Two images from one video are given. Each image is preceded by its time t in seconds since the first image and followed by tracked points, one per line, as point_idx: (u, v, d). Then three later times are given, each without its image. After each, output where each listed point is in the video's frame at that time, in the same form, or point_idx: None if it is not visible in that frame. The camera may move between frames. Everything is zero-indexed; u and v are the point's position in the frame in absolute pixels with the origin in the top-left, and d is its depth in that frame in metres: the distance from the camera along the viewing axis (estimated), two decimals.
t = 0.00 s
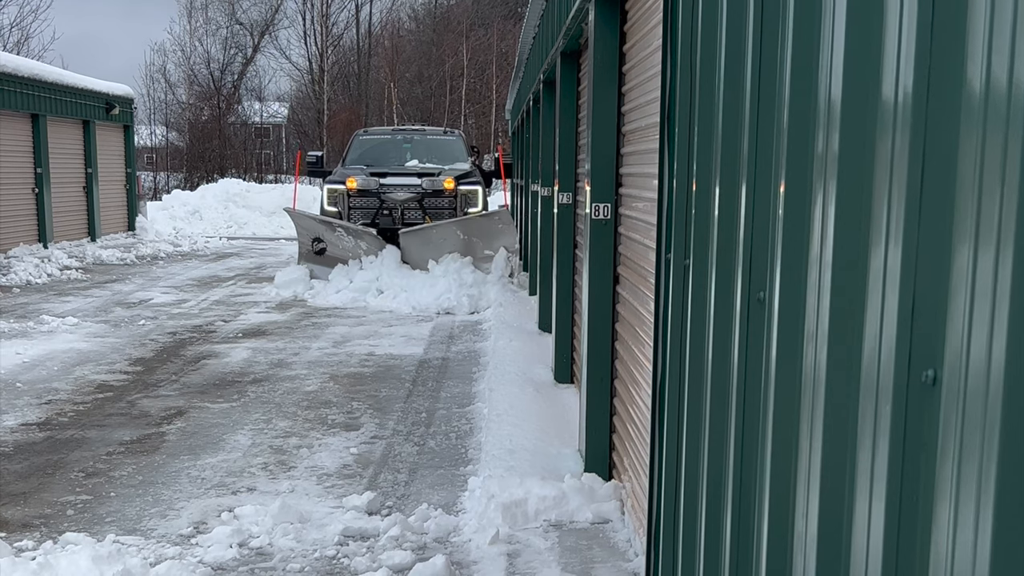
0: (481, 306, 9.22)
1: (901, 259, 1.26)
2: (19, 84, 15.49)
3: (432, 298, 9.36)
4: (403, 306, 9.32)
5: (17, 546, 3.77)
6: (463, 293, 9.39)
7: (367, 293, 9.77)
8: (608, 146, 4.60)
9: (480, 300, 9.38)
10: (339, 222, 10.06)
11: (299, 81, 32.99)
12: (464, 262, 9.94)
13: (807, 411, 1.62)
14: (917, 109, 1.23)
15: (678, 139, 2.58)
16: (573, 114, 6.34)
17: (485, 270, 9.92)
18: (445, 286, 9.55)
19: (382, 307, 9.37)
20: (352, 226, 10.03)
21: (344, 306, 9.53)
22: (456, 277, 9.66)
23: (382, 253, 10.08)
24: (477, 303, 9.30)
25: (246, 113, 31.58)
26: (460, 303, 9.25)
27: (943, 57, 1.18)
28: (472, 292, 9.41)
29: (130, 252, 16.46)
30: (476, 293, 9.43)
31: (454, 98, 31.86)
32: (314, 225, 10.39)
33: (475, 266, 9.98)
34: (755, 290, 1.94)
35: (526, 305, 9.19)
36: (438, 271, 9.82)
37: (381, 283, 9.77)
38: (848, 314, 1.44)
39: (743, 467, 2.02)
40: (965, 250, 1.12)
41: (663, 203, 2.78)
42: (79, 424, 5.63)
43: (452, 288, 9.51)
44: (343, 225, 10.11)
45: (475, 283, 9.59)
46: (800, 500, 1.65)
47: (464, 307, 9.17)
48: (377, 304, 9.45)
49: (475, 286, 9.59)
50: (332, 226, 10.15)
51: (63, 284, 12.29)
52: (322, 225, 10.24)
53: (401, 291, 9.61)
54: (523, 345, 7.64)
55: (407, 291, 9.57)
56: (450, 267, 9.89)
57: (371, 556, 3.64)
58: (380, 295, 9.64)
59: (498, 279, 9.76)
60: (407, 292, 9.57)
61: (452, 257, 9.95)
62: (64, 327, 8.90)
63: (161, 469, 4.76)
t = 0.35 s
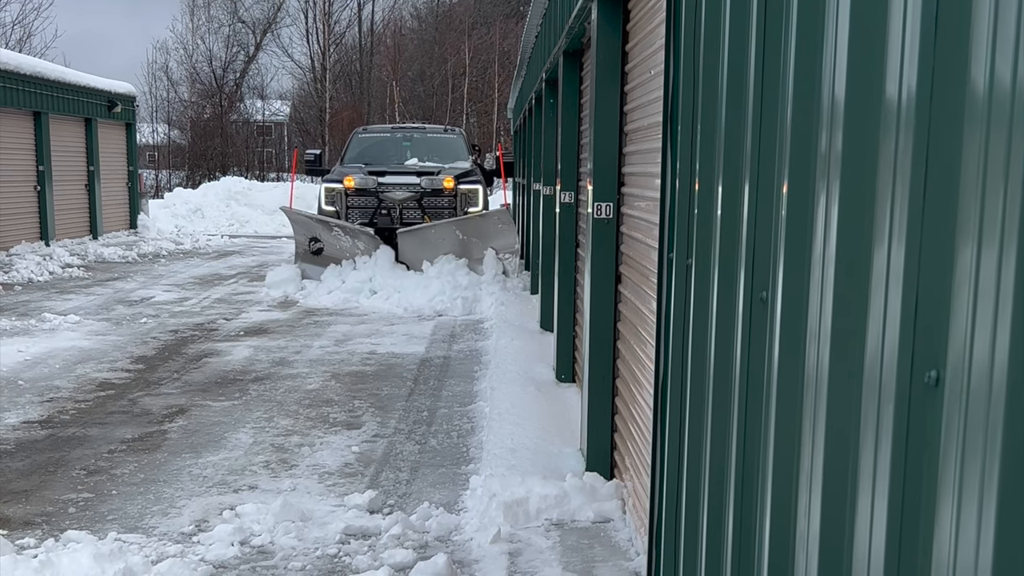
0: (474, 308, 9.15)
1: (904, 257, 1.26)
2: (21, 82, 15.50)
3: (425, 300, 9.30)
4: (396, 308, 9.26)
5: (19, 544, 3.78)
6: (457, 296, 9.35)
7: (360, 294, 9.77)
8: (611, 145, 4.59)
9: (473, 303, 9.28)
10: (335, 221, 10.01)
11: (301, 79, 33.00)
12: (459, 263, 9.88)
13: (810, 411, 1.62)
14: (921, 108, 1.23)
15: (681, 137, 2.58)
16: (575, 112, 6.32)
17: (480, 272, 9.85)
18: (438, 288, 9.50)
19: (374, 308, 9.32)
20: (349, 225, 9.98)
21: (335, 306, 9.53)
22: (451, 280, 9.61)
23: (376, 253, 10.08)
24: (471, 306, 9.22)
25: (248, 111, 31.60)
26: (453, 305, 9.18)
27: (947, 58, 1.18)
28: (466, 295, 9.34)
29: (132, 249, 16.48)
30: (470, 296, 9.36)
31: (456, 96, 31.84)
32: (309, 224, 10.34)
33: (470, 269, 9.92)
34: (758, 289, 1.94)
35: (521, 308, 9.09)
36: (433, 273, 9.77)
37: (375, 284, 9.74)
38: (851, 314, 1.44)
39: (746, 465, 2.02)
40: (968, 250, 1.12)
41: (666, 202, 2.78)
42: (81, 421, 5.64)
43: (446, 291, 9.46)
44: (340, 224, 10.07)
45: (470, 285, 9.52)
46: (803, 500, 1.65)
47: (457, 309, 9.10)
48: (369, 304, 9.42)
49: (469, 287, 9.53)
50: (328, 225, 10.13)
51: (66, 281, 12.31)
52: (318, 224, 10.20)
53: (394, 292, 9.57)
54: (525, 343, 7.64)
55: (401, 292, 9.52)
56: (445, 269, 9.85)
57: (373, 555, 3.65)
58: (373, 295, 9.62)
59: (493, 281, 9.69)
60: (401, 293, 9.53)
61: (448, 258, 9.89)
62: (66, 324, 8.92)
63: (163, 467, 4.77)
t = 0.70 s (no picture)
0: (468, 310, 9.06)
1: (906, 257, 1.26)
2: (23, 81, 15.51)
3: (419, 302, 9.22)
4: (390, 309, 9.16)
5: (20, 543, 3.78)
6: (452, 299, 9.21)
7: (353, 295, 9.72)
8: (613, 146, 4.58)
9: (468, 306, 9.18)
10: (335, 222, 9.89)
11: (303, 78, 33.01)
12: (453, 265, 9.81)
13: (812, 410, 1.62)
14: (923, 108, 1.23)
15: (683, 137, 2.58)
16: (577, 113, 6.31)
17: (475, 274, 9.78)
18: (433, 290, 9.42)
19: (366, 310, 9.24)
20: (349, 226, 9.86)
21: (327, 308, 9.50)
22: (445, 281, 9.52)
23: (370, 254, 9.99)
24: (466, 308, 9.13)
25: (250, 111, 31.61)
26: (447, 307, 9.09)
27: (949, 59, 1.18)
28: (461, 297, 9.25)
29: (134, 248, 16.50)
30: (465, 298, 9.26)
31: (458, 96, 31.84)
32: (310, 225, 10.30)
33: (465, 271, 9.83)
34: (760, 289, 1.94)
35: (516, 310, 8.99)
36: (427, 275, 9.68)
37: (368, 286, 9.67)
38: (853, 314, 1.44)
39: (747, 463, 2.01)
40: (970, 251, 1.12)
41: (667, 202, 2.78)
42: (82, 420, 5.64)
43: (440, 293, 9.37)
44: (339, 225, 9.98)
45: (465, 287, 9.44)
46: (804, 501, 1.65)
47: (450, 311, 9.00)
48: (362, 305, 9.36)
49: (464, 291, 9.42)
50: (328, 226, 10.06)
51: (67, 280, 12.32)
52: (318, 225, 10.16)
53: (387, 294, 9.49)
54: (527, 343, 7.65)
55: (394, 294, 9.45)
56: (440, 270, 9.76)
57: (374, 554, 3.65)
58: (366, 297, 9.56)
59: (488, 283, 9.62)
60: (394, 295, 9.45)
61: (443, 260, 9.81)
62: (67, 323, 8.92)
63: (164, 466, 4.77)
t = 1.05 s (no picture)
0: (463, 313, 8.95)
1: (907, 257, 1.26)
2: (24, 81, 15.51)
3: (413, 305, 9.11)
4: (383, 311, 9.05)
5: (21, 542, 3.78)
6: (447, 302, 9.08)
7: (345, 297, 9.62)
8: (613, 145, 4.59)
9: (463, 310, 9.07)
10: (334, 222, 9.79)
11: (303, 78, 33.01)
12: (447, 267, 9.75)
13: (812, 412, 1.62)
14: (924, 108, 1.23)
15: (683, 139, 2.58)
16: (577, 112, 6.32)
17: (469, 277, 9.70)
18: (427, 292, 9.32)
19: (359, 312, 9.11)
20: (348, 227, 9.76)
21: (319, 310, 9.39)
22: (440, 283, 9.44)
23: (364, 256, 9.92)
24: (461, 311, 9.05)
25: (251, 110, 31.62)
26: (441, 310, 8.98)
27: (950, 58, 1.18)
28: (456, 300, 9.14)
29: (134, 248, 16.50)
30: (459, 301, 9.16)
31: (459, 96, 31.87)
32: (309, 224, 10.24)
33: (459, 275, 9.74)
34: (760, 290, 1.94)
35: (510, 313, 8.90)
36: (421, 277, 9.59)
37: (361, 288, 9.58)
38: (854, 313, 1.44)
39: (748, 462, 2.02)
40: (970, 250, 1.12)
41: (668, 203, 2.78)
42: (83, 420, 5.64)
43: (435, 295, 9.27)
44: (338, 226, 9.91)
45: (459, 290, 9.35)
46: (805, 502, 1.65)
47: (444, 314, 8.90)
48: (355, 307, 9.25)
49: (459, 293, 9.32)
50: (328, 226, 9.99)
51: (67, 280, 12.31)
52: (318, 225, 10.10)
53: (381, 296, 9.39)
54: (528, 343, 7.65)
55: (388, 296, 9.35)
56: (434, 273, 9.67)
57: (374, 553, 3.65)
58: (358, 299, 9.45)
59: (483, 286, 9.53)
60: (388, 297, 9.35)
61: (438, 261, 9.77)
62: (68, 323, 8.91)
63: (165, 466, 4.77)
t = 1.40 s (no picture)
0: (457, 315, 8.86)
1: (908, 258, 1.26)
2: (24, 81, 15.51)
3: (407, 307, 9.03)
4: (376, 314, 9.00)
5: (21, 543, 3.78)
6: (442, 306, 8.96)
7: (338, 299, 9.56)
8: (614, 145, 4.59)
9: (458, 312, 8.98)
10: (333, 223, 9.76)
11: (304, 78, 33.02)
12: (442, 270, 9.70)
13: (813, 412, 1.62)
14: (924, 108, 1.23)
15: (683, 139, 2.58)
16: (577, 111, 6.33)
17: (465, 280, 9.61)
18: (421, 294, 9.24)
19: (352, 315, 9.04)
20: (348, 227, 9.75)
21: (311, 313, 9.31)
22: (434, 285, 9.38)
23: (356, 257, 9.97)
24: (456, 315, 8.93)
25: (251, 110, 31.63)
26: (435, 313, 8.90)
27: (951, 59, 1.18)
28: (450, 302, 9.06)
29: (134, 248, 16.51)
30: (454, 303, 9.08)
31: (460, 95, 31.88)
32: (307, 226, 10.20)
33: (455, 278, 9.66)
34: (760, 289, 1.94)
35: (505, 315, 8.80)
36: (415, 279, 9.55)
37: (354, 290, 9.54)
38: (854, 314, 1.44)
39: (748, 463, 2.02)
40: (971, 250, 1.12)
41: (668, 202, 2.78)
42: (84, 420, 5.64)
43: (429, 298, 9.18)
44: (337, 227, 9.92)
45: (454, 292, 9.27)
46: (806, 502, 1.65)
47: (438, 317, 8.82)
48: (348, 309, 9.18)
49: (454, 296, 9.23)
50: (327, 227, 9.98)
51: (68, 280, 12.32)
52: (316, 226, 10.07)
53: (374, 297, 9.34)
54: (528, 343, 7.64)
55: (381, 298, 9.30)
56: (428, 275, 9.61)
57: (375, 552, 3.66)
58: (351, 301, 9.39)
59: (479, 288, 9.42)
60: (381, 299, 9.30)
61: (432, 263, 9.74)
62: (68, 323, 8.92)
63: (166, 466, 4.77)
